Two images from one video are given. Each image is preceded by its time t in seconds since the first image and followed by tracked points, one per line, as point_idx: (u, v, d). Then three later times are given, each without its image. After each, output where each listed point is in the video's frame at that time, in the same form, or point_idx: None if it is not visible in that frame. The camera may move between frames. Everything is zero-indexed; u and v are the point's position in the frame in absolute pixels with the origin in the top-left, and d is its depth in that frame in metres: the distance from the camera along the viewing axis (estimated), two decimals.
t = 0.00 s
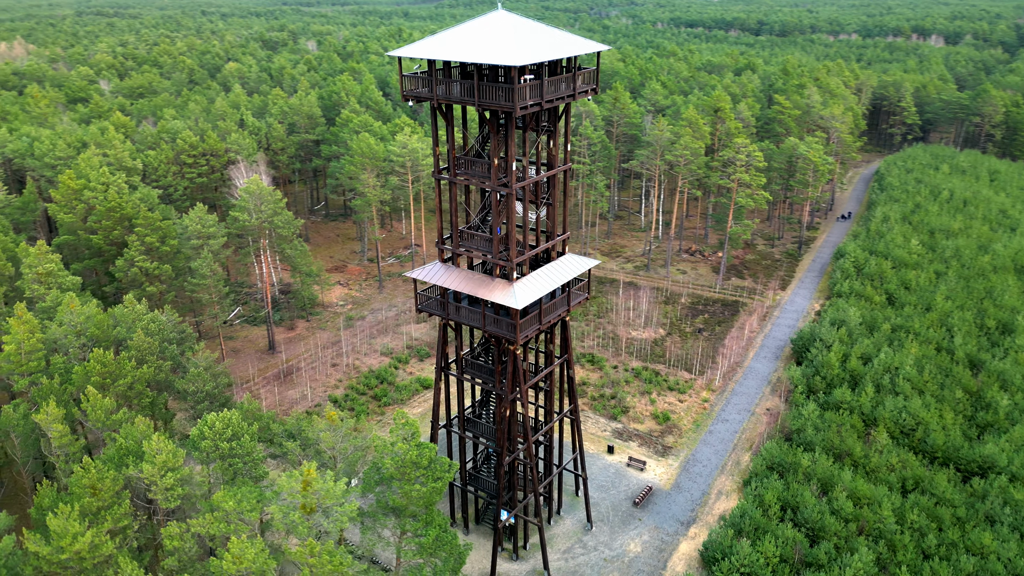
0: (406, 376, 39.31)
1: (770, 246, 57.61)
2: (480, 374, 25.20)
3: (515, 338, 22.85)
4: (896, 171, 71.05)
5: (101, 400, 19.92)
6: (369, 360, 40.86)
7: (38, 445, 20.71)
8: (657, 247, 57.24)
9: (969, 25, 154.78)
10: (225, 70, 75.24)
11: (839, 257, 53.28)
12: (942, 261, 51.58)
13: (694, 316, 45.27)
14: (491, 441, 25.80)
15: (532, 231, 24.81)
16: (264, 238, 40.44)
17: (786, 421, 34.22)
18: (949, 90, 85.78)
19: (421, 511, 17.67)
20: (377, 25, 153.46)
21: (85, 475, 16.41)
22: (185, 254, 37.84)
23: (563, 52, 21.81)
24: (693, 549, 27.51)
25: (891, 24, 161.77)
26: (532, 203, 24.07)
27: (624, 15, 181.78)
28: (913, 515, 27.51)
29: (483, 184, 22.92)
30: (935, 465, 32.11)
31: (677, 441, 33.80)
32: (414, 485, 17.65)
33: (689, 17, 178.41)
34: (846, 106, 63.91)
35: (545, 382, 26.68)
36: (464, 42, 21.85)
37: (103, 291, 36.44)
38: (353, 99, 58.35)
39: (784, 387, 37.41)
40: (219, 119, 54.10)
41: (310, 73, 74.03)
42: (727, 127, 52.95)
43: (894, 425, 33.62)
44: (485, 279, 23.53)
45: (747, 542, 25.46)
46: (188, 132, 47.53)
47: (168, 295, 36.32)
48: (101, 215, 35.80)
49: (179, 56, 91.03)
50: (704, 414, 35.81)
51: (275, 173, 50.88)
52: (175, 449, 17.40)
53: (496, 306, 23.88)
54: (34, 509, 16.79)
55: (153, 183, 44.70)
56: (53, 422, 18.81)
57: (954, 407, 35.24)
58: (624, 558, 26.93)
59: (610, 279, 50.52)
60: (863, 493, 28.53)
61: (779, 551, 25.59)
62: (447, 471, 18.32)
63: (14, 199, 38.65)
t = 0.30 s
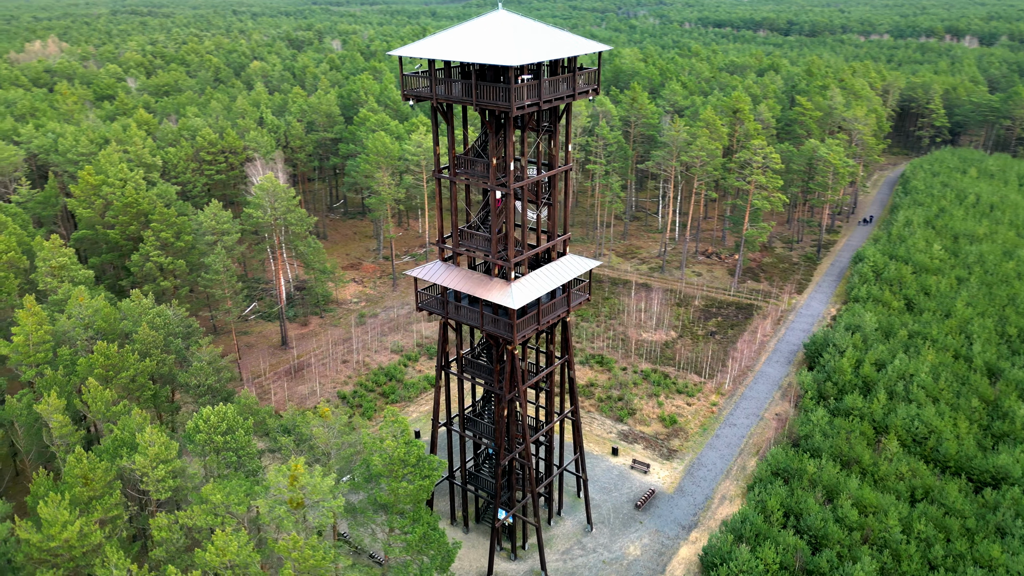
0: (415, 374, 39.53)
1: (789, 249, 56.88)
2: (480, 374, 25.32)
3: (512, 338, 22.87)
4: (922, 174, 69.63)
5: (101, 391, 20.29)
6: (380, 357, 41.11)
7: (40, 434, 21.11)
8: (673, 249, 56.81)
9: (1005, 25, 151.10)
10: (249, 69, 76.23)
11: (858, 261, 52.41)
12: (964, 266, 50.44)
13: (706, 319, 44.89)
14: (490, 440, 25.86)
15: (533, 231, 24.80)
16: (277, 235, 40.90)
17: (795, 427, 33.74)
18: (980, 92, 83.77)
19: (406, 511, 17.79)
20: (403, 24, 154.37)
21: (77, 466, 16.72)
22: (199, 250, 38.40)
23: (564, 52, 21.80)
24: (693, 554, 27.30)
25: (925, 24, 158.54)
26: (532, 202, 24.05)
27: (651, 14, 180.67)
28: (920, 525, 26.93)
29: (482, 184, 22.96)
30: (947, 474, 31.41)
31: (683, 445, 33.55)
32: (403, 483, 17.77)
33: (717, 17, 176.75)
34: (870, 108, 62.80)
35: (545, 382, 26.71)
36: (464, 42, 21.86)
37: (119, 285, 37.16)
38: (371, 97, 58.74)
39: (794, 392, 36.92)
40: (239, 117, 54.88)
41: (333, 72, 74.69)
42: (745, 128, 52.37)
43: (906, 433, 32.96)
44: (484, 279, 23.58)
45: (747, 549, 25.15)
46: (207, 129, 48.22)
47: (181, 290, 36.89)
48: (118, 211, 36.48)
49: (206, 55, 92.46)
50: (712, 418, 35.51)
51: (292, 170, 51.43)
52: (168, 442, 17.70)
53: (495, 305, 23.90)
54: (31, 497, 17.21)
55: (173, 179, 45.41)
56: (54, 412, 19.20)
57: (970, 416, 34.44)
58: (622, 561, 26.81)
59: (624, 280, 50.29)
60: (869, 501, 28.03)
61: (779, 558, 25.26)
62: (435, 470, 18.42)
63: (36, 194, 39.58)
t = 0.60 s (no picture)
0: (424, 371, 39.72)
1: (808, 253, 56.08)
2: (479, 373, 25.35)
3: (509, 337, 22.85)
4: (949, 177, 68.13)
5: (102, 383, 20.69)
6: (390, 354, 41.37)
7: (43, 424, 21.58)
8: (689, 250, 56.33)
9: None
10: (273, 68, 77.20)
11: (878, 266, 51.48)
12: (988, 272, 49.23)
13: (719, 322, 44.45)
14: (489, 439, 25.92)
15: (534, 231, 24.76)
16: (290, 232, 41.34)
17: (803, 433, 33.26)
18: (1012, 94, 81.70)
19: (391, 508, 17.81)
20: (429, 24, 155.00)
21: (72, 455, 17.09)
22: (213, 246, 38.95)
23: (563, 52, 21.75)
24: (692, 558, 27.04)
25: (960, 24, 155.08)
26: (533, 202, 24.01)
27: (679, 14, 179.17)
28: (927, 535, 26.30)
29: (480, 183, 22.99)
30: (959, 484, 30.68)
31: (688, 448, 33.30)
32: (390, 480, 17.79)
33: (746, 17, 174.78)
34: (894, 109, 61.64)
35: (546, 383, 26.66)
36: (463, 41, 21.91)
37: (136, 279, 37.85)
38: (390, 96, 59.13)
39: (805, 398, 36.38)
40: (259, 115, 55.60)
41: (356, 70, 75.29)
42: (764, 129, 51.79)
43: (918, 441, 32.27)
44: (482, 278, 23.60)
45: (745, 554, 24.85)
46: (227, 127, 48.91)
47: (195, 285, 37.46)
48: (135, 206, 37.17)
49: (233, 54, 93.76)
50: (719, 422, 35.18)
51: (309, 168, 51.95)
52: (162, 434, 17.99)
53: (494, 305, 23.90)
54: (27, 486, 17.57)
55: (192, 176, 46.13)
56: (55, 402, 19.61)
57: (986, 425, 33.57)
58: (621, 563, 26.66)
59: (637, 282, 50.01)
60: (874, 510, 27.48)
61: (778, 564, 24.87)
62: (424, 466, 18.47)
63: (58, 188, 40.49)
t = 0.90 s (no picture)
0: (433, 369, 39.87)
1: (827, 257, 55.19)
2: (479, 372, 25.43)
3: (506, 336, 22.84)
4: (978, 181, 66.51)
5: (104, 374, 21.15)
6: (401, 352, 41.60)
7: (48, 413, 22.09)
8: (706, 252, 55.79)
9: None
10: (298, 67, 78.03)
11: (899, 271, 50.47)
12: (1013, 279, 47.93)
13: (732, 325, 44.03)
14: (488, 438, 25.96)
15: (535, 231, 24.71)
16: (304, 229, 41.77)
17: (811, 439, 32.74)
18: None
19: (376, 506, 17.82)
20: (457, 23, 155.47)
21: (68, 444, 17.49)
22: (228, 242, 39.49)
23: (563, 52, 21.70)
24: (692, 562, 26.76)
25: (998, 24, 151.34)
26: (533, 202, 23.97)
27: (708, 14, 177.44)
28: (933, 545, 25.69)
29: (480, 183, 23.00)
30: (971, 495, 29.90)
31: (694, 452, 33.02)
32: (376, 478, 17.80)
33: (777, 17, 172.51)
34: (921, 112, 60.37)
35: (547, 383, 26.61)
36: (464, 41, 21.93)
37: (152, 273, 38.58)
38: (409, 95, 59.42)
39: (815, 403, 35.82)
40: (280, 113, 56.26)
41: (378, 70, 75.78)
42: (784, 131, 51.10)
43: (930, 450, 31.53)
44: (481, 277, 23.63)
45: (743, 559, 24.52)
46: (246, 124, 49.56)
47: (209, 280, 38.01)
48: (153, 202, 37.83)
49: (261, 53, 94.96)
50: (727, 426, 34.83)
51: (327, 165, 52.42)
52: (157, 426, 18.31)
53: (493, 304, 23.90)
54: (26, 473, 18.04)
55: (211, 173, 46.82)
56: (58, 392, 20.07)
57: (1002, 436, 32.67)
58: (620, 565, 26.50)
59: (651, 283, 49.69)
60: (880, 519, 26.91)
61: (778, 571, 24.49)
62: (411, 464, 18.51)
63: (81, 183, 41.41)
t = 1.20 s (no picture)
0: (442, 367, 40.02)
1: (847, 261, 54.30)
2: (478, 371, 25.50)
3: (502, 336, 22.85)
4: (1008, 185, 64.83)
5: (107, 368, 21.59)
6: (411, 349, 41.82)
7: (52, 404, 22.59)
8: (723, 255, 55.22)
9: None
10: (322, 66, 78.77)
11: (920, 276, 49.44)
12: None
13: (746, 329, 43.57)
14: (487, 437, 26.02)
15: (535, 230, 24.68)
16: (317, 227, 42.15)
17: (820, 445, 32.23)
18: None
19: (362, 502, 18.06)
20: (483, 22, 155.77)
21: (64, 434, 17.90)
22: (243, 238, 40.02)
23: (561, 51, 21.65)
24: (691, 567, 26.49)
25: None
26: (534, 202, 23.93)
27: (738, 14, 175.52)
28: (938, 556, 25.09)
29: (478, 181, 23.03)
30: (983, 506, 29.16)
31: (700, 456, 32.74)
32: (363, 474, 17.96)
33: (808, 18, 170.08)
34: (947, 114, 59.06)
35: (547, 383, 26.57)
36: (462, 40, 21.96)
37: (168, 267, 39.26)
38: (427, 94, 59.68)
39: (826, 409, 35.25)
40: (299, 112, 56.85)
41: (401, 69, 76.23)
42: (804, 132, 50.37)
43: (942, 459, 30.79)
44: (479, 276, 23.67)
45: (740, 565, 24.20)
46: (265, 122, 50.19)
47: (222, 276, 38.57)
48: (169, 197, 38.46)
49: (288, 52, 96.02)
50: (735, 430, 34.48)
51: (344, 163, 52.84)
52: (152, 418, 18.64)
53: (491, 303, 23.91)
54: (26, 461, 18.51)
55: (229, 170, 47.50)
56: (60, 383, 20.54)
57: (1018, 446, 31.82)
58: (618, 568, 26.36)
59: (665, 285, 49.35)
60: (885, 528, 26.36)
61: None
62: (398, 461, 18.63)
63: (102, 179, 42.32)
